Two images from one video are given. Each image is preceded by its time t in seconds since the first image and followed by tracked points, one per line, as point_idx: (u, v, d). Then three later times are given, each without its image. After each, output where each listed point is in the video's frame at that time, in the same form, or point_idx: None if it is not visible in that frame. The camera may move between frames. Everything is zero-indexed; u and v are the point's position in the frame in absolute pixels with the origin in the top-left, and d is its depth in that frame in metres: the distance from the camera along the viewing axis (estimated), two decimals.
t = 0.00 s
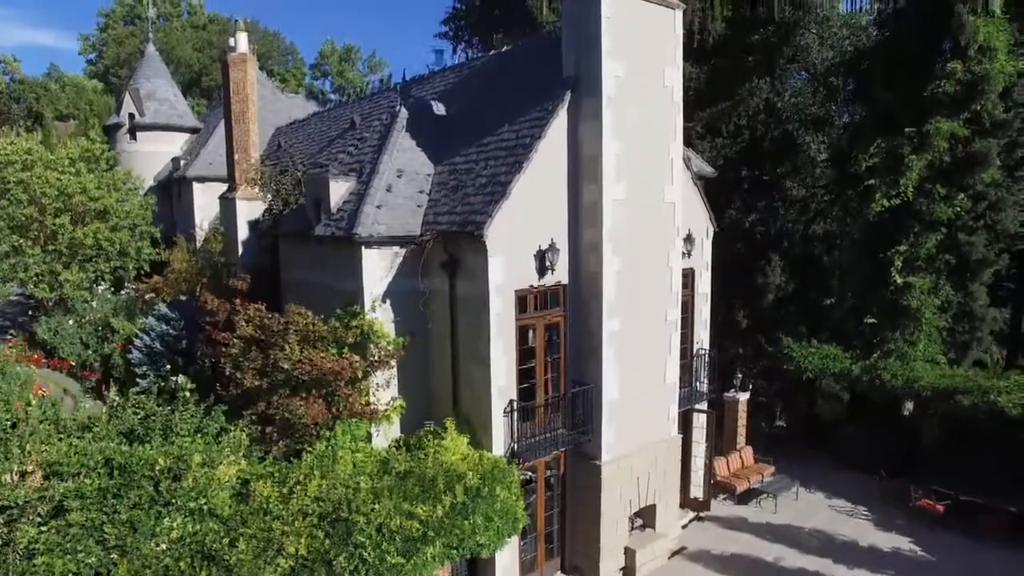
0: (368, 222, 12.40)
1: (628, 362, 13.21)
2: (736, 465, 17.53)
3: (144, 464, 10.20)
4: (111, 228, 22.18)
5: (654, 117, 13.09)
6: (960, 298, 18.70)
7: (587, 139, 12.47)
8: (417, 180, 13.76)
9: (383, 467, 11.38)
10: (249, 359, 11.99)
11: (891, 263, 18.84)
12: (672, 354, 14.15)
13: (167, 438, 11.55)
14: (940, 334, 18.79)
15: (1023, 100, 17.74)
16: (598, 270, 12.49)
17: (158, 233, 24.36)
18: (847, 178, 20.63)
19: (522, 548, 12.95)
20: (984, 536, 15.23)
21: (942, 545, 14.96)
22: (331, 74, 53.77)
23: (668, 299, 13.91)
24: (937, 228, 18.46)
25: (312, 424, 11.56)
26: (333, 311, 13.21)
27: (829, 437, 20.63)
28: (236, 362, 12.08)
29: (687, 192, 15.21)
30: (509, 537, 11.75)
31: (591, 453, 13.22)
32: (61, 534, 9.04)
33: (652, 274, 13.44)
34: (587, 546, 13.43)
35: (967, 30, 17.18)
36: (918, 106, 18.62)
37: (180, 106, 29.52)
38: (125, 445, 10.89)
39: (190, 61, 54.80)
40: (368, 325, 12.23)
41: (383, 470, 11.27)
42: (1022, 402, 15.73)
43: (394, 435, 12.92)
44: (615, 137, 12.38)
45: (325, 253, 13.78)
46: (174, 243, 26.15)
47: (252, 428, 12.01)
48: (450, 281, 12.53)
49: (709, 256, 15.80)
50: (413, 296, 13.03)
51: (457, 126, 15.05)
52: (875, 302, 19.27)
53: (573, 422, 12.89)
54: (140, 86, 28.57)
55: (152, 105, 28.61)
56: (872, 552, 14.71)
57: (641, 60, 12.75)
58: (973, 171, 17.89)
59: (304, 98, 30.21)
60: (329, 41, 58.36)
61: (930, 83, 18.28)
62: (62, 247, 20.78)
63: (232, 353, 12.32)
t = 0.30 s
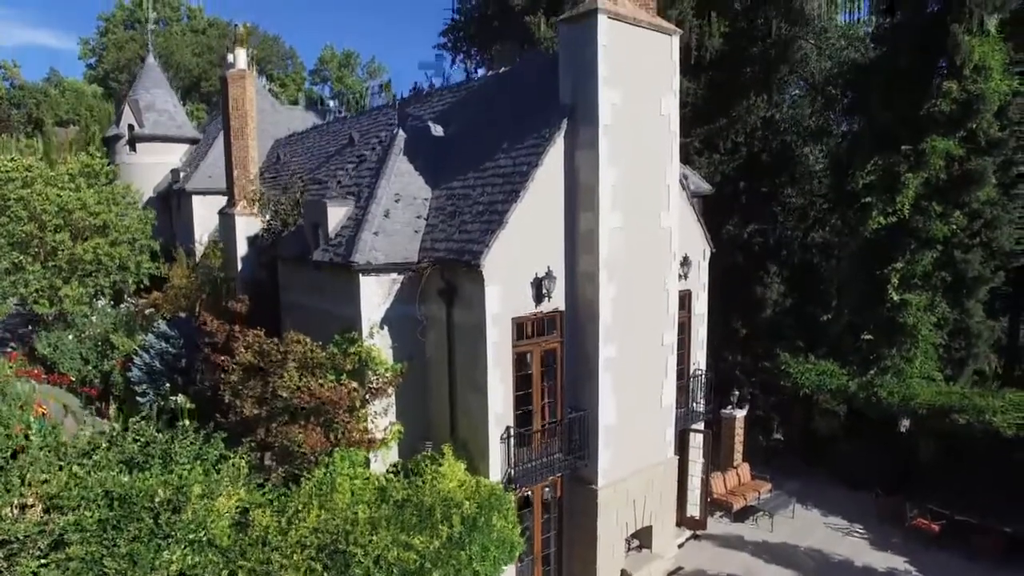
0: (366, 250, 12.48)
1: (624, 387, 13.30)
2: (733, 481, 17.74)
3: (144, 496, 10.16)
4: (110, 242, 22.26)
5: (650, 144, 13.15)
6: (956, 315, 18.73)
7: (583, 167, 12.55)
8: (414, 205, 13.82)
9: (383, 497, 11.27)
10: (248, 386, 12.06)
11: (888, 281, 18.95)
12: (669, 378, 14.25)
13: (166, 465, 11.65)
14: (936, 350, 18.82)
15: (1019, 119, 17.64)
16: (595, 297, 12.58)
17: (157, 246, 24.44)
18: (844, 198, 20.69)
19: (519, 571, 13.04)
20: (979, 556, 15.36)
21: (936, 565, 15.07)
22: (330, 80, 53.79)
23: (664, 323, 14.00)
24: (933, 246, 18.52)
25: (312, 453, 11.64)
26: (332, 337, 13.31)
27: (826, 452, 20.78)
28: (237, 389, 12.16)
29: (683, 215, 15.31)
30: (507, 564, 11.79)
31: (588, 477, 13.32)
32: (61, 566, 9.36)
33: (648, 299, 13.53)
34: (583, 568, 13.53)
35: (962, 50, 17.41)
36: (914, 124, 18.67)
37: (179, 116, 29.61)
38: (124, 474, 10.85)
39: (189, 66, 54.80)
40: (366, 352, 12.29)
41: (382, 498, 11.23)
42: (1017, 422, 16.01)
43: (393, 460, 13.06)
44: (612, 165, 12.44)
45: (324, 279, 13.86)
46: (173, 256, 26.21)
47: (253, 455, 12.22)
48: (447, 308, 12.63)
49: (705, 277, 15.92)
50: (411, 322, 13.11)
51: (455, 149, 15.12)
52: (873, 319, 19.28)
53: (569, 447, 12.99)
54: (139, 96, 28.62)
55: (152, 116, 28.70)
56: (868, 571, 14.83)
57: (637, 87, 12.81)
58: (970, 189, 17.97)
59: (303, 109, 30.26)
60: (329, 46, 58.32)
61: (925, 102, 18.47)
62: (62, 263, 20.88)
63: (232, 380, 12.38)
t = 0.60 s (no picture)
0: (365, 278, 12.60)
1: (621, 412, 13.43)
2: (730, 498, 17.81)
3: (149, 525, 10.36)
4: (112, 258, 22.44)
5: (647, 171, 13.25)
6: (952, 333, 18.75)
7: (581, 197, 12.67)
8: (414, 231, 13.94)
9: (382, 523, 11.30)
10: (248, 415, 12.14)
11: (885, 298, 19.01)
12: (666, 401, 14.38)
13: (167, 492, 11.62)
14: (932, 367, 18.88)
15: (1014, 138, 18.03)
16: (592, 324, 12.70)
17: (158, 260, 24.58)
18: (842, 215, 20.94)
19: None
20: None
21: None
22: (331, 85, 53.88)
23: (661, 347, 14.12)
24: (930, 263, 18.54)
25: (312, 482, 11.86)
26: (332, 363, 13.44)
27: (824, 468, 20.70)
28: (238, 416, 12.20)
29: (681, 238, 15.44)
30: None
31: (585, 501, 13.43)
32: None
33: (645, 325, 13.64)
34: None
35: (959, 70, 17.42)
36: (913, 143, 18.91)
37: (180, 128, 29.74)
38: (129, 503, 11.02)
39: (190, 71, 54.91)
40: (366, 380, 12.42)
41: (381, 523, 11.30)
42: (1013, 442, 15.98)
43: (393, 483, 13.23)
44: (609, 194, 12.55)
45: (324, 303, 13.99)
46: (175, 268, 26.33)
47: (255, 483, 12.47)
48: (446, 335, 12.76)
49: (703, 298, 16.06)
50: (410, 348, 13.24)
51: (454, 173, 15.21)
52: (870, 336, 19.33)
53: (567, 472, 13.11)
54: (140, 108, 28.86)
55: (153, 128, 28.90)
56: None
57: (635, 116, 12.90)
58: (966, 208, 18.06)
59: (304, 121, 30.33)
60: (329, 51, 58.34)
61: (923, 121, 18.62)
62: (65, 280, 21.11)
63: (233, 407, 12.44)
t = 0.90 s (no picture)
0: (368, 303, 12.75)
1: (621, 435, 13.56)
2: (729, 514, 17.93)
3: (154, 553, 10.53)
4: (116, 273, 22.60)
5: (647, 197, 13.36)
6: (952, 349, 18.96)
7: (580, 223, 12.79)
8: (415, 254, 14.08)
9: (385, 547, 11.14)
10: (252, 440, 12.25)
11: (884, 315, 19.22)
12: (666, 422, 14.51)
13: (173, 518, 11.73)
14: (932, 384, 19.17)
15: (1013, 156, 18.03)
16: (593, 350, 12.82)
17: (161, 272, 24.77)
18: (841, 230, 20.91)
19: None
20: None
21: None
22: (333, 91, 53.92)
23: (661, 369, 14.25)
24: (929, 279, 18.73)
25: (317, 505, 11.87)
26: (335, 386, 13.57)
27: (825, 484, 20.44)
28: (242, 442, 12.30)
29: (681, 260, 15.56)
30: None
31: (585, 523, 13.56)
32: None
33: (645, 348, 13.76)
34: None
35: (958, 88, 17.64)
36: (913, 159, 18.90)
37: (183, 138, 29.94)
38: (135, 529, 11.24)
39: (192, 78, 54.91)
40: (368, 405, 12.53)
41: (382, 546, 11.15)
42: (1011, 460, 16.29)
43: (394, 505, 13.38)
44: (609, 221, 12.67)
45: (326, 326, 14.14)
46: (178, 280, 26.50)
47: (260, 506, 12.61)
48: (447, 360, 12.89)
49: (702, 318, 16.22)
50: (412, 371, 13.36)
51: (455, 195, 15.32)
52: (869, 351, 19.55)
53: (567, 495, 13.24)
54: (144, 120, 29.27)
55: (155, 139, 29.16)
56: None
57: (635, 143, 13.01)
58: (965, 226, 18.13)
59: (306, 131, 30.39)
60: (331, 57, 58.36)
61: (922, 139, 18.65)
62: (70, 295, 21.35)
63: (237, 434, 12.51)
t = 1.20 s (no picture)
0: (374, 330, 12.88)
1: (624, 459, 13.67)
2: (732, 532, 18.04)
3: None
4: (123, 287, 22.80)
5: (651, 224, 13.48)
6: (955, 367, 19.32)
7: (584, 251, 12.88)
8: (421, 278, 14.21)
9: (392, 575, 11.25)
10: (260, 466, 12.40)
11: (887, 332, 19.63)
12: (669, 445, 14.63)
13: (182, 543, 11.85)
14: (935, 402, 19.52)
15: (1016, 174, 18.03)
16: (596, 377, 12.94)
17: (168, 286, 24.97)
18: (844, 248, 21.00)
19: None
20: None
21: None
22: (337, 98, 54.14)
23: (664, 393, 14.36)
24: (932, 298, 19.14)
25: (323, 531, 12.05)
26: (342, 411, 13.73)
27: (828, 501, 20.49)
28: (250, 468, 12.47)
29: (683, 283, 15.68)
30: None
31: (589, 546, 13.66)
32: None
33: (649, 373, 13.86)
34: None
35: (961, 108, 17.44)
36: (915, 178, 18.94)
37: (190, 149, 30.09)
38: (145, 554, 11.34)
39: (198, 84, 55.20)
40: (374, 431, 12.64)
41: None
42: (1014, 482, 16.38)
43: (400, 528, 13.52)
44: (613, 249, 12.77)
45: (332, 350, 14.29)
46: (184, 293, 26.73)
47: (267, 531, 12.77)
48: (452, 386, 13.02)
49: (705, 339, 16.35)
50: (417, 396, 13.50)
51: (460, 218, 15.41)
52: (872, 368, 19.96)
53: (571, 519, 13.37)
54: (150, 131, 29.41)
55: (162, 150, 29.32)
56: None
57: (639, 171, 13.09)
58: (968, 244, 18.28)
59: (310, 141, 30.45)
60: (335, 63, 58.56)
61: (925, 158, 18.71)
62: (78, 310, 21.55)
63: (245, 459, 12.67)
